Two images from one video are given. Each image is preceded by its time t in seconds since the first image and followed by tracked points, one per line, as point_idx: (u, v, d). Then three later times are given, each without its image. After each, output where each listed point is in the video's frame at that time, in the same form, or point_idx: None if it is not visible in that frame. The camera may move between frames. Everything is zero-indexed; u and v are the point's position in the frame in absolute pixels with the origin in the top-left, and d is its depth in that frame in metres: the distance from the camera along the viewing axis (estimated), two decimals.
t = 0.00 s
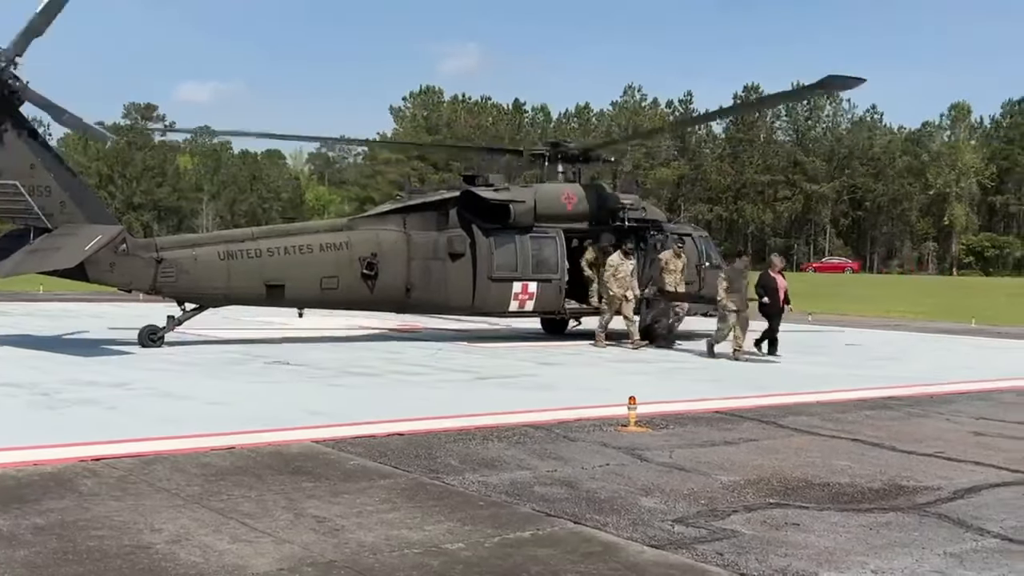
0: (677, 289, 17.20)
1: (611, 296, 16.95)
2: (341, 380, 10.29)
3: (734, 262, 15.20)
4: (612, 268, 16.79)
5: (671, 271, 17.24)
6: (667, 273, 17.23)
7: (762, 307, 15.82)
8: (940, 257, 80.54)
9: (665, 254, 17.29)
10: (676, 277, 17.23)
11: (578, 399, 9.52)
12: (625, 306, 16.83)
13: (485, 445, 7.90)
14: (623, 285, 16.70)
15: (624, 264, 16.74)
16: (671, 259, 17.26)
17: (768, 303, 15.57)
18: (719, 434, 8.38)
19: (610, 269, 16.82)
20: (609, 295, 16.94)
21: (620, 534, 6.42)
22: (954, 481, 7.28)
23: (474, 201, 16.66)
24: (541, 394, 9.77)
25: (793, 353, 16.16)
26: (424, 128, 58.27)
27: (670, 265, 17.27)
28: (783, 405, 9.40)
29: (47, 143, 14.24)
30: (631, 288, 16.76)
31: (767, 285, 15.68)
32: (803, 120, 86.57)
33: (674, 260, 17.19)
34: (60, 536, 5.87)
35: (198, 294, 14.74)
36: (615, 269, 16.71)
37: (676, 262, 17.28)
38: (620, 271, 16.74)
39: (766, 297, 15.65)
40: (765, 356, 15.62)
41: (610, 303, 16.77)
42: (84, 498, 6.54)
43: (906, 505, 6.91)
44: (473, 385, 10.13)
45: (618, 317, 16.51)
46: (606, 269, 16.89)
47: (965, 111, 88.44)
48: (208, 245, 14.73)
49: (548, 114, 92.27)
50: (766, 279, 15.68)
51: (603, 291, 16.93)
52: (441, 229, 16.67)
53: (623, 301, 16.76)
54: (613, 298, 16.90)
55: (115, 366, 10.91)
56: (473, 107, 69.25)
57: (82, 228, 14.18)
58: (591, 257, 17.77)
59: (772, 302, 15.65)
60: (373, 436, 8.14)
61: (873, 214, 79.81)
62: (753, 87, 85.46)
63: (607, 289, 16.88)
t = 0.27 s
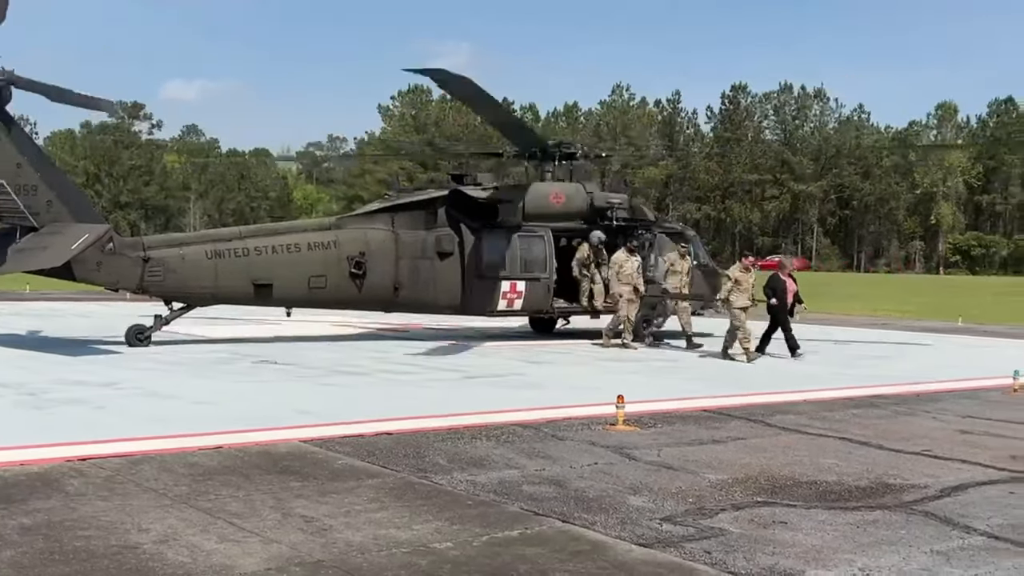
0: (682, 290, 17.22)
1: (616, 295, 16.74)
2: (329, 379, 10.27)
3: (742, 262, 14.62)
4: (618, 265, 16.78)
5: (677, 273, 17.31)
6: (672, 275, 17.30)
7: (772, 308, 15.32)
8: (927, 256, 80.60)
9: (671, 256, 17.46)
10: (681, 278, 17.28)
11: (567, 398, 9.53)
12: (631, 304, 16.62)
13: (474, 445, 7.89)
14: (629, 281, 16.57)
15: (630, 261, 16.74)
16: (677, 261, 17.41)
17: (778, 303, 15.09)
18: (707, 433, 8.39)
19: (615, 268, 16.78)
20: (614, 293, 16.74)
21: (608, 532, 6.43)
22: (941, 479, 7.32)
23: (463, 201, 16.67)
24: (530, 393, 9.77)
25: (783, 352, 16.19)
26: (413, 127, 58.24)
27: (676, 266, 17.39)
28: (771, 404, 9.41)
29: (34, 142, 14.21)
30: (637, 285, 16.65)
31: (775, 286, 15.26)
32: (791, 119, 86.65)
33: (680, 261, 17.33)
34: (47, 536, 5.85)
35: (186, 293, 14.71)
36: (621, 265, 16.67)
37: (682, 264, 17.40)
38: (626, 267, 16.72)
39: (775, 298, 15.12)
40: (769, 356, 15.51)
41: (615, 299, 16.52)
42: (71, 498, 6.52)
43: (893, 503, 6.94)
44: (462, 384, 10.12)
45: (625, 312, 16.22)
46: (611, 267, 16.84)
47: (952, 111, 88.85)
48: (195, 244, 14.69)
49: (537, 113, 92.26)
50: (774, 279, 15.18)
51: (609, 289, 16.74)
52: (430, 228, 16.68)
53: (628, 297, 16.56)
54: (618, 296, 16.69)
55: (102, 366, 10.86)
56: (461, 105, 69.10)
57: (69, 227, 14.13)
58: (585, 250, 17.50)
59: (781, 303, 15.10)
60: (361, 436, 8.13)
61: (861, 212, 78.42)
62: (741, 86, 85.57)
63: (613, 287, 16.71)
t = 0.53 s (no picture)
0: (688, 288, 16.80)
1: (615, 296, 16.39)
2: (315, 378, 10.25)
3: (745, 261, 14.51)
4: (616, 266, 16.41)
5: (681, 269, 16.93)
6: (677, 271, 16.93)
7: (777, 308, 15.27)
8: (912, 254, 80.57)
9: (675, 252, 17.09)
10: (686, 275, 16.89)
11: (554, 397, 9.54)
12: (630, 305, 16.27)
13: (461, 444, 7.89)
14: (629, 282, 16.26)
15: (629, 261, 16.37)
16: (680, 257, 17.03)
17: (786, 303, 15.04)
18: (693, 432, 8.41)
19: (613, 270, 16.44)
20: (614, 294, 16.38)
21: (595, 531, 6.45)
22: (925, 477, 7.35)
23: (449, 200, 16.66)
24: (519, 392, 9.78)
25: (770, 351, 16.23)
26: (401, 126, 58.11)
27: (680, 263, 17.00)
28: (758, 402, 9.45)
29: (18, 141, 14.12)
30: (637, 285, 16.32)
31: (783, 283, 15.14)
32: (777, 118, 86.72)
33: (684, 256, 16.94)
34: (32, 537, 5.83)
35: (173, 292, 14.68)
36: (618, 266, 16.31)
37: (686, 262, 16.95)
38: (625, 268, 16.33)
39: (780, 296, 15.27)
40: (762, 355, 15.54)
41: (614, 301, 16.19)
42: (56, 498, 6.49)
43: (878, 501, 6.97)
44: (449, 384, 10.12)
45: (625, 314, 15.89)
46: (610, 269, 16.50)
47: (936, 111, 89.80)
48: (180, 242, 14.63)
49: (524, 111, 92.22)
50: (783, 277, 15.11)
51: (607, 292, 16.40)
52: (416, 227, 16.65)
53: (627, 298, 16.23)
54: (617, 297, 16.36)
55: (87, 366, 10.81)
56: (447, 104, 68.92)
57: (54, 226, 14.07)
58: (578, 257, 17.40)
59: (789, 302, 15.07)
60: (347, 435, 8.12)
61: (846, 211, 77.70)
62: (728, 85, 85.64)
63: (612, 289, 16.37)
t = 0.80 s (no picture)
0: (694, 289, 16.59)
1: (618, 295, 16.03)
2: (301, 377, 10.24)
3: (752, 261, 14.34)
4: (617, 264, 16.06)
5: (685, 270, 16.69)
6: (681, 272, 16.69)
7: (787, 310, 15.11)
8: (897, 253, 80.74)
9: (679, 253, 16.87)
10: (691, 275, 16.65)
11: (541, 396, 9.54)
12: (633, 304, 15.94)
13: (446, 443, 7.89)
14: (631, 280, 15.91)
15: (631, 258, 15.98)
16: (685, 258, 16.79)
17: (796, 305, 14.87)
18: (678, 430, 8.43)
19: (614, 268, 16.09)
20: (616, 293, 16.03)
21: (580, 528, 6.46)
22: (909, 474, 7.39)
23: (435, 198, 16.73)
24: (505, 390, 9.79)
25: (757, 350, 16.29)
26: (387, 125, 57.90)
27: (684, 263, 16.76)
28: (742, 399, 9.49)
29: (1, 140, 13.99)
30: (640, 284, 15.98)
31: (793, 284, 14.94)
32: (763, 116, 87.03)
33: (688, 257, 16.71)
34: (16, 537, 5.81)
35: (158, 291, 14.65)
36: (620, 264, 15.95)
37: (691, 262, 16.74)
38: (627, 266, 15.97)
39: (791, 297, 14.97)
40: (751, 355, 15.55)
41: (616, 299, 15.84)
42: (40, 498, 6.47)
43: (862, 498, 7.00)
44: (435, 382, 10.12)
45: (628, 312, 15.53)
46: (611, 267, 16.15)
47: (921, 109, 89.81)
48: (165, 241, 14.61)
49: (509, 110, 92.05)
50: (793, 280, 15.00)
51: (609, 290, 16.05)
52: (402, 225, 16.63)
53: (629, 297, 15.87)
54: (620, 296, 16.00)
55: (73, 365, 10.78)
56: (433, 102, 68.81)
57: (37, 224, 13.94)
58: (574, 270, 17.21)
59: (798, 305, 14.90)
60: (334, 434, 8.11)
61: (831, 210, 78.64)
62: (713, 83, 85.72)
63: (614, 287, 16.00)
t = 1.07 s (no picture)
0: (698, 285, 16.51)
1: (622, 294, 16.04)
2: (285, 375, 10.24)
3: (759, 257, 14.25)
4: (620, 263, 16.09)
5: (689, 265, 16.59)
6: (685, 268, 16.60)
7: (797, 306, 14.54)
8: (881, 249, 81.00)
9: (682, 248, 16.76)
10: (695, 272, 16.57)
11: (525, 393, 9.56)
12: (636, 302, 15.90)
13: (431, 441, 7.90)
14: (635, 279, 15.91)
15: (634, 257, 16.05)
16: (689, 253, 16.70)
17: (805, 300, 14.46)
18: (662, 426, 8.46)
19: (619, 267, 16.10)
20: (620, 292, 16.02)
21: (564, 526, 6.48)
22: (892, 470, 7.43)
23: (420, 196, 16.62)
24: (490, 388, 9.81)
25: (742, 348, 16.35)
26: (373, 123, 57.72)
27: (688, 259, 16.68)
28: (726, 397, 9.52)
29: None
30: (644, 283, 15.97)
31: (800, 279, 14.61)
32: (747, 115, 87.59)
33: (692, 253, 16.61)
34: None
35: (141, 290, 14.63)
36: (623, 263, 15.98)
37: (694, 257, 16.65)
38: (630, 265, 16.00)
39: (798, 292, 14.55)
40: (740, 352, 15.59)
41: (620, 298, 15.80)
42: (23, 497, 6.45)
43: (844, 494, 7.04)
44: (421, 380, 10.14)
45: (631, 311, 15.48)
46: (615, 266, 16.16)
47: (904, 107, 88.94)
48: (149, 239, 14.59)
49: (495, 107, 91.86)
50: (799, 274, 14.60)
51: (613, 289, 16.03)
52: (386, 224, 16.57)
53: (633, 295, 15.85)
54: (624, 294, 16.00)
55: (56, 364, 10.74)
56: (419, 99, 68.77)
57: (19, 222, 13.76)
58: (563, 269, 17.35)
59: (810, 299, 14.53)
60: (317, 432, 8.11)
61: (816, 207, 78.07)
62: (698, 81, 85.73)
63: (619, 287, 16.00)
